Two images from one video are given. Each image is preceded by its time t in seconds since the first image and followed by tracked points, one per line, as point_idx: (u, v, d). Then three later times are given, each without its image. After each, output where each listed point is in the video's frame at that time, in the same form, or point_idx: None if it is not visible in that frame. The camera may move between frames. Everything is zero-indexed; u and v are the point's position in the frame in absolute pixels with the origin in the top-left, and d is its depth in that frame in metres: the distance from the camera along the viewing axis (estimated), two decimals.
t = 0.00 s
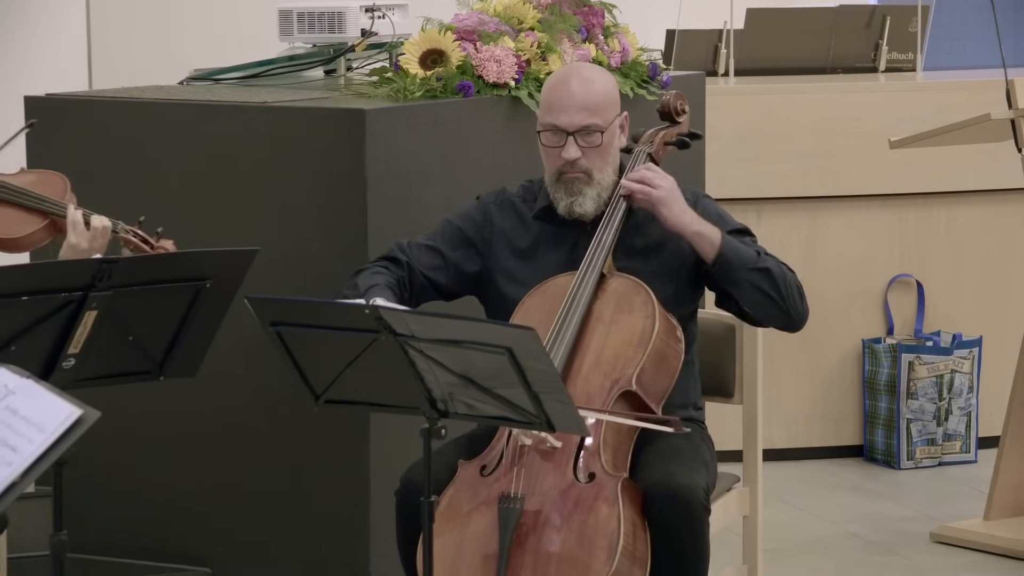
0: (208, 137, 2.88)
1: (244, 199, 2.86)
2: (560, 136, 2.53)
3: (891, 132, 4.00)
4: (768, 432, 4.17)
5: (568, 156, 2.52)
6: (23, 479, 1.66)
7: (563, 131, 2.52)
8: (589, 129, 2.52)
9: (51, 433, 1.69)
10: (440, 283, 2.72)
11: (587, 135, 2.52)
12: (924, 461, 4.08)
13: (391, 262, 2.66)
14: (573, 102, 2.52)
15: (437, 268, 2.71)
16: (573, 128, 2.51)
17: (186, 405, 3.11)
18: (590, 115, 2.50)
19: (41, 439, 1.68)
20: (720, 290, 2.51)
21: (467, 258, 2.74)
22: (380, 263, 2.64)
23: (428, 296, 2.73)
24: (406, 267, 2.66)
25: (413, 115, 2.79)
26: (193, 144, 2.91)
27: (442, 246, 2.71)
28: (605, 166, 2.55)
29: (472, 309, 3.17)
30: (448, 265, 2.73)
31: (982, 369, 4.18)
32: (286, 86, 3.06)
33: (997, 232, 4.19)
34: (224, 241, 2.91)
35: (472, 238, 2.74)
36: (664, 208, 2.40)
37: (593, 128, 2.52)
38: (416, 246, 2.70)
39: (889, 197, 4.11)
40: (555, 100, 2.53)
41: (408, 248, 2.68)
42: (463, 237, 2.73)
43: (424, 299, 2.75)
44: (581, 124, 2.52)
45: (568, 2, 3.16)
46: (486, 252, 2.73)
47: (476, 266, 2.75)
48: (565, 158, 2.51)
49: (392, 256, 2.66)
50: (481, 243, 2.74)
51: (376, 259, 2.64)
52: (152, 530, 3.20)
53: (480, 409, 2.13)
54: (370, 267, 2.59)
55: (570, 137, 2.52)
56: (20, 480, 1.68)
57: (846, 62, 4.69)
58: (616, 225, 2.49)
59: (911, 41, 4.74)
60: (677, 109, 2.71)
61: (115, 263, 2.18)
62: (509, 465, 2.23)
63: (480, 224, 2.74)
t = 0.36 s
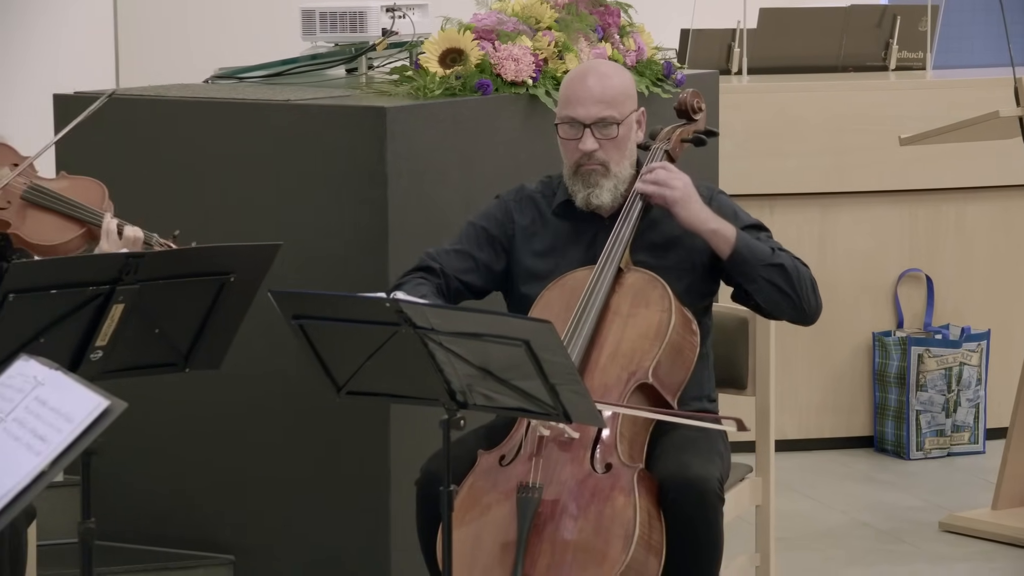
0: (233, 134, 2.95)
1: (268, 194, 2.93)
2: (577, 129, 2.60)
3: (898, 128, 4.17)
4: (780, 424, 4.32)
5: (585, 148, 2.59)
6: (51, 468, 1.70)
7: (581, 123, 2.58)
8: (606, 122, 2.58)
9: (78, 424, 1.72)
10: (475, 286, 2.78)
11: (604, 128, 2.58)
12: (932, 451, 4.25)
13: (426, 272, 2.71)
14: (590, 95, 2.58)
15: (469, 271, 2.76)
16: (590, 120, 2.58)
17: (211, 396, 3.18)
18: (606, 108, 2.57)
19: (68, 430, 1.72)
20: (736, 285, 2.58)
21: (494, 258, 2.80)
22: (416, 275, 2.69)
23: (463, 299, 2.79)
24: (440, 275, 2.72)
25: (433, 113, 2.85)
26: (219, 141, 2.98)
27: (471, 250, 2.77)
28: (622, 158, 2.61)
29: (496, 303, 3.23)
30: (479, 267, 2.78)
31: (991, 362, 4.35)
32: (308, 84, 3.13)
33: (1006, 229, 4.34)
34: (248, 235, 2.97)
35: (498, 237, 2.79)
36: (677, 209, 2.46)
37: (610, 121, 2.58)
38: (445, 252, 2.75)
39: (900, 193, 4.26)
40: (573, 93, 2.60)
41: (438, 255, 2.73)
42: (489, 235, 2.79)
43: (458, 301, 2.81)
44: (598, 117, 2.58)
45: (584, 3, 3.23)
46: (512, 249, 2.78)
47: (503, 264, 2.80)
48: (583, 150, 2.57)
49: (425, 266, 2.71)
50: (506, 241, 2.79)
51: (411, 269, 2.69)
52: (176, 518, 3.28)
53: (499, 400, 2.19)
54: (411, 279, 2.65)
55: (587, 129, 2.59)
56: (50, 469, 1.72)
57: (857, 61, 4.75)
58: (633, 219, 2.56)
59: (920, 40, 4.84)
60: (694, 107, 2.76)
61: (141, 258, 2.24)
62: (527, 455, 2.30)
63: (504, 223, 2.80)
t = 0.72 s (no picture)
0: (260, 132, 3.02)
1: (293, 190, 3.00)
2: (604, 125, 2.66)
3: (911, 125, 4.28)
4: (795, 416, 4.46)
5: (611, 145, 2.65)
6: (83, 458, 1.79)
7: (608, 120, 2.64)
8: (633, 121, 2.64)
9: (109, 415, 1.80)
10: (496, 277, 2.83)
11: (632, 126, 2.64)
12: (945, 443, 4.36)
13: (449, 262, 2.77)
14: (619, 93, 2.64)
15: (491, 262, 2.82)
16: (618, 118, 2.64)
17: (238, 388, 3.26)
18: (634, 107, 2.63)
19: (100, 421, 1.80)
20: (758, 282, 2.63)
21: (513, 249, 2.86)
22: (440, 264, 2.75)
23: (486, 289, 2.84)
24: (463, 266, 2.77)
25: (456, 110, 2.92)
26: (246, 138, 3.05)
27: (494, 242, 2.83)
28: (648, 156, 2.67)
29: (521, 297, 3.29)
30: (501, 257, 2.84)
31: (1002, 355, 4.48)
32: (332, 83, 3.19)
33: (1016, 225, 4.47)
34: (274, 230, 3.04)
35: (521, 230, 2.86)
36: (698, 211, 2.53)
37: (637, 119, 2.64)
38: (469, 243, 2.81)
39: (913, 190, 4.39)
40: (603, 90, 2.65)
41: (461, 246, 2.79)
42: (512, 229, 2.86)
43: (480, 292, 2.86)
44: (626, 115, 2.64)
45: (604, 2, 3.28)
46: (534, 242, 2.85)
47: (524, 258, 2.87)
48: (609, 147, 2.63)
49: (449, 256, 2.76)
50: (527, 233, 2.86)
51: (435, 259, 2.74)
52: (204, 506, 3.35)
53: (520, 392, 2.25)
54: (435, 269, 2.71)
55: (614, 127, 2.65)
56: (82, 458, 1.80)
57: (871, 59, 4.82)
58: (657, 214, 2.63)
59: (933, 40, 4.90)
60: (717, 105, 2.82)
61: (170, 253, 2.30)
62: (551, 446, 2.36)
63: (528, 216, 2.86)
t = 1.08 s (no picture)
0: (288, 130, 3.10)
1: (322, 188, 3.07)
2: (640, 128, 2.72)
3: (926, 123, 4.35)
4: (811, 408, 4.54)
5: (646, 147, 2.71)
6: (116, 448, 1.86)
7: (644, 123, 2.71)
8: (669, 124, 2.71)
9: (140, 407, 1.88)
10: (521, 264, 2.91)
11: (667, 129, 2.71)
12: (959, 435, 4.46)
13: (475, 245, 2.86)
14: (656, 96, 2.70)
15: (516, 249, 2.90)
16: (654, 121, 2.70)
17: (267, 380, 3.33)
18: (671, 111, 2.69)
19: (132, 412, 1.88)
20: (786, 278, 2.69)
21: (543, 239, 2.93)
22: (466, 247, 2.84)
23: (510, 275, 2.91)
24: (489, 249, 2.85)
25: (479, 109, 2.99)
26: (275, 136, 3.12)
27: (523, 229, 2.91)
28: (681, 159, 2.74)
29: (549, 290, 3.34)
30: (529, 245, 2.91)
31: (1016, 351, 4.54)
32: (359, 83, 3.26)
33: None
34: (302, 226, 3.12)
35: (551, 221, 2.93)
36: (731, 207, 2.59)
37: (673, 123, 2.71)
38: (497, 228, 2.89)
39: (929, 187, 4.46)
40: (640, 92, 2.71)
41: (490, 230, 2.87)
42: (544, 219, 2.93)
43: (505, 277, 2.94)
44: (661, 118, 2.70)
45: (624, 4, 3.35)
46: (562, 233, 2.92)
47: (552, 250, 2.94)
48: (643, 149, 2.70)
49: (475, 239, 2.85)
50: (558, 225, 2.93)
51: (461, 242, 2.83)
52: (233, 495, 3.43)
53: (542, 384, 2.32)
54: (459, 254, 2.78)
55: (650, 129, 2.71)
56: (114, 449, 1.88)
57: (887, 59, 4.89)
58: (688, 212, 2.68)
59: (947, 40, 4.98)
60: (748, 106, 2.85)
61: (199, 250, 2.36)
62: (579, 438, 2.42)
63: (560, 208, 2.93)
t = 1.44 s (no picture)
0: (311, 129, 3.17)
1: (344, 185, 3.15)
2: (664, 139, 2.78)
3: (936, 122, 4.43)
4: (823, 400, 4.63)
5: (669, 159, 2.77)
6: (143, 440, 1.93)
7: (668, 135, 2.76)
8: (692, 137, 2.76)
9: (167, 400, 1.96)
10: (551, 260, 2.95)
11: (690, 142, 2.77)
12: (969, 428, 4.55)
13: (508, 245, 2.88)
14: (680, 111, 2.75)
15: (546, 246, 2.93)
16: (677, 133, 2.76)
17: (290, 374, 3.41)
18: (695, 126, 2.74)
19: (158, 405, 1.95)
20: (797, 280, 2.75)
21: (570, 235, 2.98)
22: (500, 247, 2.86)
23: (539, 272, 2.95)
24: (521, 248, 2.88)
25: (498, 109, 3.05)
26: (298, 135, 3.20)
27: (552, 226, 2.94)
28: (703, 169, 2.80)
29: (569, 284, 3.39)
30: (556, 241, 2.96)
31: None
32: (381, 82, 3.33)
33: None
34: (324, 222, 3.19)
35: (577, 218, 2.98)
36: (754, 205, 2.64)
37: (696, 137, 2.76)
38: (525, 227, 2.91)
39: (938, 183, 4.55)
40: (665, 105, 2.76)
41: (519, 229, 2.90)
42: (569, 216, 2.97)
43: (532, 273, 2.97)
44: (685, 131, 2.76)
45: (641, 5, 3.41)
46: (591, 229, 2.97)
47: (579, 245, 2.99)
48: (666, 161, 2.76)
49: (508, 239, 2.87)
50: (585, 222, 2.98)
51: (495, 242, 2.85)
52: (257, 485, 3.52)
53: (560, 378, 2.38)
54: (495, 250, 2.83)
55: (673, 142, 2.77)
56: (141, 440, 1.95)
57: (898, 59, 4.93)
58: (708, 211, 2.74)
59: (958, 40, 5.04)
60: (769, 107, 2.91)
61: (225, 246, 2.42)
62: (599, 430, 2.49)
63: (584, 204, 2.98)
